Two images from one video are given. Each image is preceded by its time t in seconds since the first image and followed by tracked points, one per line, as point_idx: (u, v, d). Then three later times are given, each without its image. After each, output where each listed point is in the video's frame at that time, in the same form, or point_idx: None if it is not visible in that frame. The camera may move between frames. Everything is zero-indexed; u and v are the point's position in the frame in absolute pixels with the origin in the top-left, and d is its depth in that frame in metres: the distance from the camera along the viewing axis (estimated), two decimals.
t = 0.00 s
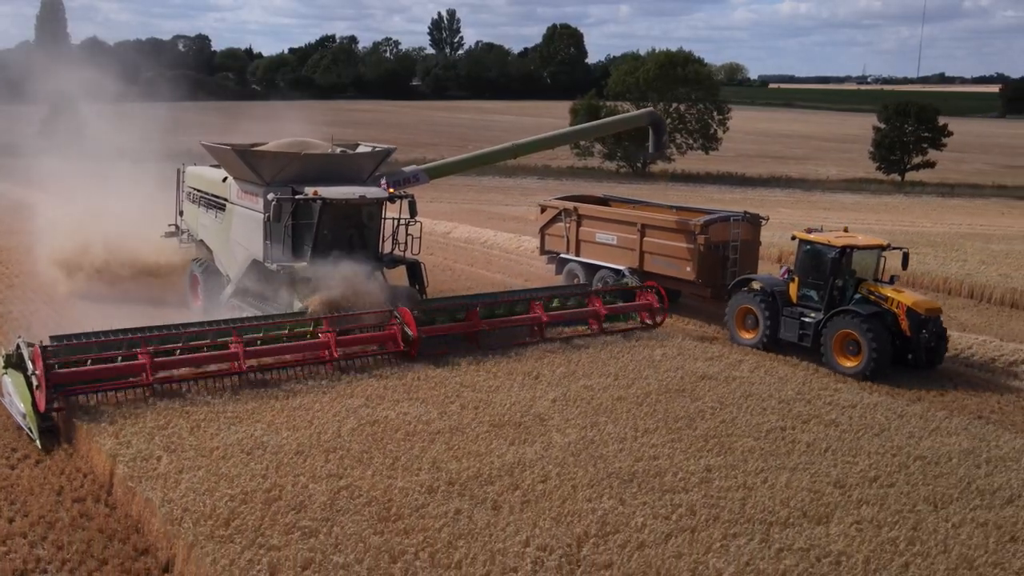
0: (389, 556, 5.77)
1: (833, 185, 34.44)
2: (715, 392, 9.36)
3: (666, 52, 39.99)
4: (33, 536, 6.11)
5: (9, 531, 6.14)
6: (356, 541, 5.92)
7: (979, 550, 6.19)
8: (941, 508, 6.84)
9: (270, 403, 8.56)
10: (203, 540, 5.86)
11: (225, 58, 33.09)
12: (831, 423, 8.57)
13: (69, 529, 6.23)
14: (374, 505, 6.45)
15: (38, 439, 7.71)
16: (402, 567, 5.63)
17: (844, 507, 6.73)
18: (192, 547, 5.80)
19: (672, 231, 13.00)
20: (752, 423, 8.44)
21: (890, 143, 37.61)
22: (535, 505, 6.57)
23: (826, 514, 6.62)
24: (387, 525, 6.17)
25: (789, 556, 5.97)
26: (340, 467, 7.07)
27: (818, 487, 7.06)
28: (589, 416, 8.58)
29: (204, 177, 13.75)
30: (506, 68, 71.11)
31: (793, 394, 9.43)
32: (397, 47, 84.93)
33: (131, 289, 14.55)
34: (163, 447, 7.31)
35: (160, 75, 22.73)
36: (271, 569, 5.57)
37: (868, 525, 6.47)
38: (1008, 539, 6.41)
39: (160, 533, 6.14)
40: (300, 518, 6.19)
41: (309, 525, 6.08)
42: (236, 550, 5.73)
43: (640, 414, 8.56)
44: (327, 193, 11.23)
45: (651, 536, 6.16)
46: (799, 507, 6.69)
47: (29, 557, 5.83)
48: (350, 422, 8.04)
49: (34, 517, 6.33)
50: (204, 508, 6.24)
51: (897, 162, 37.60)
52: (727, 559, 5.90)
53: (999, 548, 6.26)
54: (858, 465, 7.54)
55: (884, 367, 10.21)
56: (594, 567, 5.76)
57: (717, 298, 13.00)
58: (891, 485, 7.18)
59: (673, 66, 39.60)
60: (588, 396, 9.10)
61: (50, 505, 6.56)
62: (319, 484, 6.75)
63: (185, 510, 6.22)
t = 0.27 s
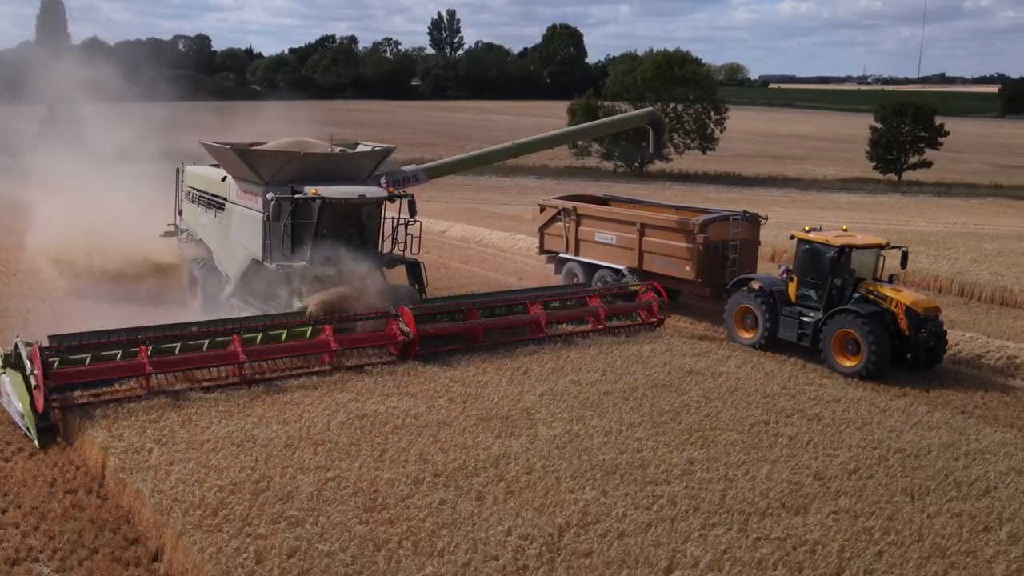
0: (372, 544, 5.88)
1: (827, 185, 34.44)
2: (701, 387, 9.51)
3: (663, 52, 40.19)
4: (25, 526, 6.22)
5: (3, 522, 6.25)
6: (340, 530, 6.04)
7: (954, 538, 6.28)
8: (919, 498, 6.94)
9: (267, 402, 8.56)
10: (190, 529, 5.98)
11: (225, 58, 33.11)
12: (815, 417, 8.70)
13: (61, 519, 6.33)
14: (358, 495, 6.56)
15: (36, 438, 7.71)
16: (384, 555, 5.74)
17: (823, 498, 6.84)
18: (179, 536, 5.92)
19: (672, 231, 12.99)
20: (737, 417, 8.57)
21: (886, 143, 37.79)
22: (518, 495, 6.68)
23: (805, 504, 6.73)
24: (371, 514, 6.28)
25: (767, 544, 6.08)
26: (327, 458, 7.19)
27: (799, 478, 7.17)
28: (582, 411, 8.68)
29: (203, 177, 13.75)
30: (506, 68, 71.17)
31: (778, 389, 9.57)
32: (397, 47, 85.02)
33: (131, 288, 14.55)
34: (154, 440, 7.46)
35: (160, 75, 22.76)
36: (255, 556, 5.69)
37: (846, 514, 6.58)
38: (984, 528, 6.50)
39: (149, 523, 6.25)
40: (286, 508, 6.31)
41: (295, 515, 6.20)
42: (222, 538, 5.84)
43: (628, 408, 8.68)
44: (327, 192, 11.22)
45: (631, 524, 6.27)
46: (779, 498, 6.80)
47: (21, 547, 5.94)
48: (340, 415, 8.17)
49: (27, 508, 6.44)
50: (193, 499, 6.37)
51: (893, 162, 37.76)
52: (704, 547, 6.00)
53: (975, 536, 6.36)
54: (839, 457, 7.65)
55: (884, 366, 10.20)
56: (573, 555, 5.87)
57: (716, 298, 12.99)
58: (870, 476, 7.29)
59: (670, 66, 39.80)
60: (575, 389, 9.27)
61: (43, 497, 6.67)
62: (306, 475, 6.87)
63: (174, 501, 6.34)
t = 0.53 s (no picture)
0: (358, 535, 6.05)
1: (823, 184, 34.47)
2: (688, 381, 9.70)
3: (661, 52, 40.41)
4: (20, 517, 6.36)
5: None
6: (327, 520, 6.21)
7: (928, 529, 6.45)
8: (896, 490, 7.11)
9: (266, 402, 8.60)
10: (180, 519, 6.15)
11: (226, 58, 33.15)
12: (798, 412, 8.88)
13: (54, 511, 6.47)
14: (346, 488, 6.73)
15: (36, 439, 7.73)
16: (371, 545, 5.91)
17: (801, 490, 7.01)
18: (170, 526, 6.08)
19: (671, 231, 13.00)
20: (721, 412, 8.74)
21: (883, 143, 37.93)
22: (503, 488, 6.85)
23: (783, 496, 6.90)
24: (358, 505, 6.46)
25: (744, 534, 6.25)
26: (316, 452, 7.37)
27: (779, 471, 7.34)
28: (572, 400, 8.95)
29: (204, 176, 13.76)
30: (506, 69, 71.29)
31: (764, 384, 9.77)
32: (398, 47, 85.18)
33: (132, 288, 14.57)
34: (147, 433, 7.67)
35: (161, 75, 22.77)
36: (244, 545, 5.86)
37: (823, 506, 6.75)
38: (958, 519, 6.67)
39: (141, 514, 6.41)
40: (274, 499, 6.49)
41: (283, 506, 6.37)
42: (212, 528, 6.02)
43: (614, 403, 8.87)
44: (327, 192, 11.23)
45: (613, 516, 6.44)
46: (759, 491, 6.97)
47: (15, 537, 6.07)
48: (331, 410, 8.36)
49: (21, 500, 6.58)
50: (183, 490, 6.55)
51: (891, 161, 37.97)
52: (683, 537, 6.18)
53: (948, 527, 6.52)
54: (820, 451, 7.82)
55: (883, 366, 10.21)
56: (555, 544, 6.04)
57: (715, 298, 13.00)
58: (850, 470, 7.46)
59: (668, 67, 40.06)
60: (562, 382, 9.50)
61: (37, 489, 6.81)
62: (296, 468, 7.06)
63: (165, 492, 6.52)
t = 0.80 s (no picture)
0: (347, 524, 6.25)
1: (820, 184, 34.48)
2: (676, 377, 9.90)
3: (660, 52, 40.53)
4: (16, 507, 6.50)
5: None
6: (317, 510, 6.41)
7: (904, 519, 6.65)
8: (875, 482, 7.31)
9: (264, 401, 8.63)
10: (172, 509, 6.32)
11: (227, 59, 33.18)
12: (783, 407, 9.06)
13: (50, 501, 6.61)
14: (337, 479, 6.93)
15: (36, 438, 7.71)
16: (359, 533, 6.11)
17: (782, 482, 7.20)
18: (162, 515, 6.25)
19: (672, 231, 12.99)
20: (707, 407, 8.92)
21: (881, 143, 37.95)
22: (489, 479, 7.05)
23: (763, 488, 7.10)
24: (348, 496, 6.66)
25: (724, 524, 6.45)
26: (307, 445, 7.57)
27: (761, 464, 7.54)
28: (562, 393, 9.26)
29: (205, 177, 13.76)
30: (507, 69, 71.33)
31: (751, 378, 9.98)
32: (399, 47, 85.26)
33: (133, 289, 14.60)
34: (141, 427, 7.84)
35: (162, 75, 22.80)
36: (234, 534, 6.04)
37: (802, 497, 6.94)
38: (934, 510, 6.87)
39: (134, 505, 6.56)
40: (265, 490, 6.68)
41: (274, 496, 6.57)
42: (203, 517, 6.20)
43: (601, 398, 9.07)
44: (328, 192, 11.23)
45: (596, 507, 6.64)
46: (740, 482, 7.17)
47: (10, 527, 6.20)
48: (322, 404, 8.56)
49: (18, 491, 6.73)
50: (176, 481, 6.73)
51: (889, 161, 38.02)
52: (664, 527, 6.38)
53: (923, 517, 6.72)
54: (802, 445, 8.01)
55: (884, 366, 10.21)
56: (538, 534, 6.24)
57: (716, 298, 12.99)
58: (831, 462, 7.65)
59: (666, 67, 40.18)
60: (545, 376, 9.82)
61: (33, 481, 6.95)
62: (287, 460, 7.25)
63: (158, 483, 6.69)
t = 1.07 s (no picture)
0: (336, 515, 6.33)
1: (819, 184, 34.47)
2: (666, 372, 9.99)
3: (659, 53, 40.57)
4: (14, 499, 6.58)
5: None
6: (306, 502, 6.50)
7: (881, 511, 6.72)
8: (856, 475, 7.38)
9: (262, 399, 8.66)
10: (165, 501, 6.41)
11: (230, 59, 33.20)
12: (770, 402, 9.15)
13: (47, 493, 6.69)
14: (327, 472, 7.02)
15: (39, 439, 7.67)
16: (346, 524, 6.19)
17: (764, 475, 7.28)
18: (155, 506, 6.33)
19: (674, 231, 12.99)
20: (696, 403, 9.01)
21: (880, 143, 37.93)
22: (477, 472, 7.14)
23: (746, 481, 7.18)
24: (337, 488, 6.75)
25: (705, 516, 6.53)
26: (299, 439, 7.67)
27: (745, 458, 7.62)
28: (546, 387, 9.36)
29: (206, 177, 13.76)
30: (508, 69, 71.38)
31: (739, 375, 10.09)
32: (401, 47, 85.39)
33: (134, 289, 14.60)
34: (142, 427, 7.84)
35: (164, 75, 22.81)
36: (225, 524, 6.11)
37: (783, 490, 7.02)
38: (913, 502, 6.93)
39: (128, 496, 6.63)
40: (257, 482, 6.77)
41: (264, 488, 6.65)
42: (195, 508, 6.28)
43: (590, 393, 9.16)
44: (330, 192, 11.23)
45: (579, 499, 6.72)
46: (723, 476, 7.25)
47: (9, 519, 6.27)
48: (315, 400, 8.65)
49: (15, 484, 6.82)
50: (169, 474, 6.82)
51: (888, 161, 38.01)
52: (646, 518, 6.46)
53: (902, 509, 6.80)
54: (786, 439, 8.09)
55: (887, 367, 10.20)
56: (523, 525, 6.31)
57: (717, 298, 12.98)
58: (813, 456, 7.73)
59: (666, 67, 40.21)
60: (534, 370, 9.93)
61: (31, 474, 7.05)
62: (279, 453, 7.34)
63: (153, 476, 6.78)
